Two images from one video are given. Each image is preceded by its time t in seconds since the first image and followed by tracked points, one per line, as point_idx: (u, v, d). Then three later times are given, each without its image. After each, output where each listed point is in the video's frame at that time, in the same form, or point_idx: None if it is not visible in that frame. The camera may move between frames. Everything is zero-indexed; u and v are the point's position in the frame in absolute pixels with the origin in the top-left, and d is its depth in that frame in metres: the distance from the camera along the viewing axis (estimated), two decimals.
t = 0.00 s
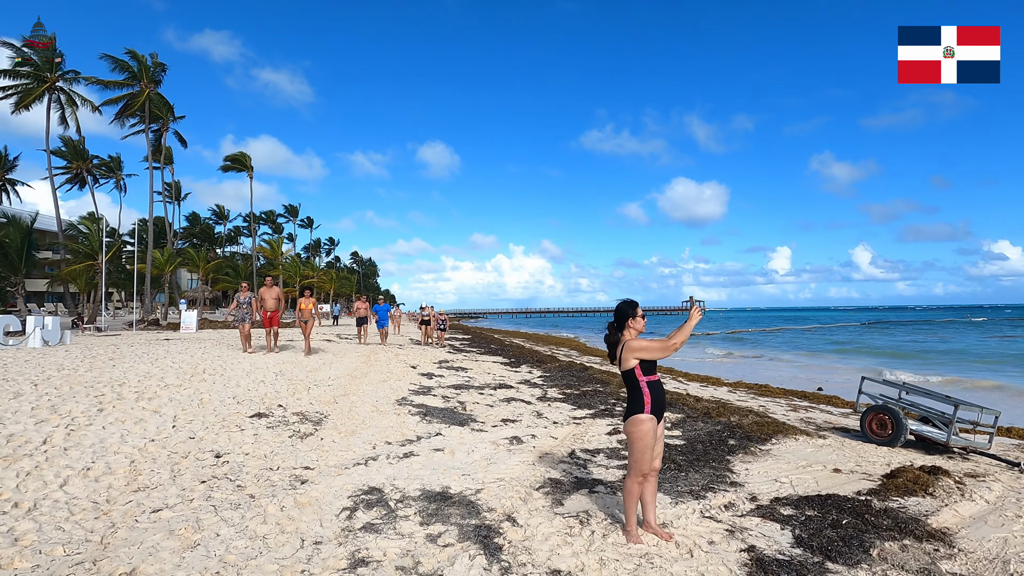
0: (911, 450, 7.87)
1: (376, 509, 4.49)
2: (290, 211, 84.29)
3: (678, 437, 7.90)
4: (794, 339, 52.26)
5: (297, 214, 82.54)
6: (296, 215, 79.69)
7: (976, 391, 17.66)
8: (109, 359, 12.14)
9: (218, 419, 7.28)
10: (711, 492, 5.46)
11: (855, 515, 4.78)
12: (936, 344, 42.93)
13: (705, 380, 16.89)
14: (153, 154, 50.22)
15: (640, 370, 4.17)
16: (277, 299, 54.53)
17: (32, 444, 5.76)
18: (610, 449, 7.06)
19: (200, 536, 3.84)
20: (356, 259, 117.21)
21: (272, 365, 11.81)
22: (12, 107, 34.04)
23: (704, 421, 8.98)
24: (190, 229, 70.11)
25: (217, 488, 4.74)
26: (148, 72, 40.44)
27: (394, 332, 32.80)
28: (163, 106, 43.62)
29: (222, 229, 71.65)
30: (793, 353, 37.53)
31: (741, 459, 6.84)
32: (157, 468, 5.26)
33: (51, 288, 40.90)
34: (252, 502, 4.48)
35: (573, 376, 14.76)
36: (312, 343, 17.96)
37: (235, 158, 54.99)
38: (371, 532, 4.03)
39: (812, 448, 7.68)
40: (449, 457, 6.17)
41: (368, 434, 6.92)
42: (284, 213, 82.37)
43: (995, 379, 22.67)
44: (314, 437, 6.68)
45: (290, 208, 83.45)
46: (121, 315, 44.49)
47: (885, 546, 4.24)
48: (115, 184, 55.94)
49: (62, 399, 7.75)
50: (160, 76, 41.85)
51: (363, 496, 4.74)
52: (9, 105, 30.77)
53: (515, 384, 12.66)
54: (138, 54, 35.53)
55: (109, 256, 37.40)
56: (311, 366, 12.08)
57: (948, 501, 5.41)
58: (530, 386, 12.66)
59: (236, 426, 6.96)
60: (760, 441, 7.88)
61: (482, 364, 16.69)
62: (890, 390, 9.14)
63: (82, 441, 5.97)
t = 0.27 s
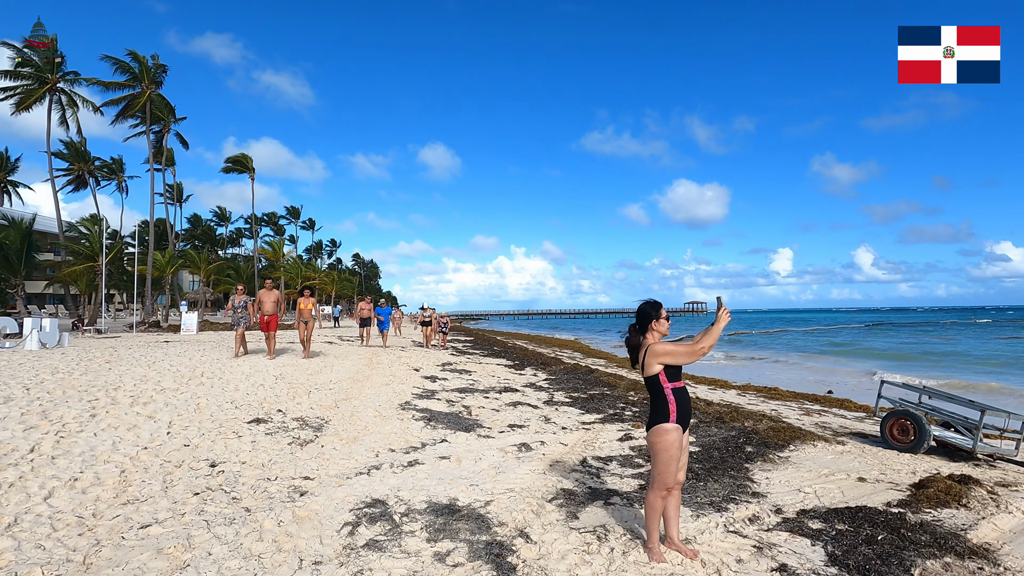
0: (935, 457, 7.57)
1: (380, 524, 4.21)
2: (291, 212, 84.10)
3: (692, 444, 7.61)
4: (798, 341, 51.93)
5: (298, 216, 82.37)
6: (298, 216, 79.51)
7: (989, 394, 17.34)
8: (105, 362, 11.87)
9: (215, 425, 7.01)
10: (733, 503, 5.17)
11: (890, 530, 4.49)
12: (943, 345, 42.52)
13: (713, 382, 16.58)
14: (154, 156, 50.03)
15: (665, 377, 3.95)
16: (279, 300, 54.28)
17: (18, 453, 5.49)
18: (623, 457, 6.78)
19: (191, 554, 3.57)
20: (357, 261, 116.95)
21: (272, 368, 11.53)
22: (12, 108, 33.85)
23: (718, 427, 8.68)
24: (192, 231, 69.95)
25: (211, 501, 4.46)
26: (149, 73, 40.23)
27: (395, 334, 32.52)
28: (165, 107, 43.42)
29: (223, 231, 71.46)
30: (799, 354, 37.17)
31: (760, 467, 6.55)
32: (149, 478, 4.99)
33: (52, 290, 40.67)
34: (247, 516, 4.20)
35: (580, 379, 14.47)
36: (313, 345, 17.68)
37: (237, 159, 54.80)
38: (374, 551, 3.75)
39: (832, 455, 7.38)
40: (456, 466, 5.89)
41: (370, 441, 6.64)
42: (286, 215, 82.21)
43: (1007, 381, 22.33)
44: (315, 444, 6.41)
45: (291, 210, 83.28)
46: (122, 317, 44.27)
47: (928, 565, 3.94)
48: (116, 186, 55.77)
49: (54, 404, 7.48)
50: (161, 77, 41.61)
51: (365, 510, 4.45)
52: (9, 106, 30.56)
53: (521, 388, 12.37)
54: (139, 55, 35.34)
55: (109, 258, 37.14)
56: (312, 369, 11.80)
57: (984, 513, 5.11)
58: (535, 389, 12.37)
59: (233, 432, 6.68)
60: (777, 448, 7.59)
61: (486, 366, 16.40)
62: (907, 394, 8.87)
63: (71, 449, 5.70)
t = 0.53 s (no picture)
0: (962, 461, 7.27)
1: (387, 536, 3.90)
2: (291, 211, 83.74)
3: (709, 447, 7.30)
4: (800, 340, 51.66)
5: (298, 215, 82.02)
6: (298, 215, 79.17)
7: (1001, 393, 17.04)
8: (99, 361, 11.54)
9: (211, 427, 6.69)
10: (761, 513, 4.87)
11: (935, 543, 4.19)
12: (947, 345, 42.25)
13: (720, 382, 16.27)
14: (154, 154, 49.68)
15: (698, 379, 3.69)
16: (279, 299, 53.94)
17: (3, 458, 5.18)
18: (639, 461, 6.48)
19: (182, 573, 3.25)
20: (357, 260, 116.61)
21: (271, 368, 11.20)
22: (10, 105, 33.49)
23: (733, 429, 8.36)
24: (191, 230, 69.59)
25: (206, 511, 4.16)
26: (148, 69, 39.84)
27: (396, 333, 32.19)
28: (164, 105, 43.07)
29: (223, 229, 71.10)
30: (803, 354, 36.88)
31: (783, 472, 6.24)
32: (139, 485, 4.68)
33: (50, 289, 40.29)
34: (245, 528, 3.90)
35: (585, 379, 14.15)
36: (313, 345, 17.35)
37: (236, 157, 54.44)
38: (382, 567, 3.45)
39: (856, 459, 7.07)
40: (465, 471, 5.58)
41: (374, 445, 6.33)
42: (285, 213, 81.89)
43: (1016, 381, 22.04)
44: (316, 448, 6.10)
45: (291, 209, 82.92)
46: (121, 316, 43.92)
47: None
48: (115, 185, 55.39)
49: (44, 405, 7.16)
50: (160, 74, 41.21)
51: (371, 521, 4.14)
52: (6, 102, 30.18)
53: (527, 388, 12.06)
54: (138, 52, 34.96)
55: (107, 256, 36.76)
56: (312, 369, 11.47)
57: None
58: (542, 389, 12.06)
59: (231, 435, 6.37)
60: (797, 451, 7.29)
61: (490, 366, 16.08)
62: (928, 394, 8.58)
63: (60, 453, 5.39)
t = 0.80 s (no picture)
0: (985, 469, 7.02)
1: (393, 559, 3.63)
2: (289, 211, 83.37)
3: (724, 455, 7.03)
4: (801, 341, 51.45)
5: (296, 215, 81.69)
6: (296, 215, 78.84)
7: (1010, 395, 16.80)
8: (92, 364, 11.23)
9: (205, 436, 6.40)
10: (787, 528, 4.62)
11: (976, 564, 3.93)
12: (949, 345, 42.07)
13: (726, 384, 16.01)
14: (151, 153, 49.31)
15: (729, 391, 3.46)
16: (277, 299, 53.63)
17: None
18: (653, 471, 6.22)
19: None
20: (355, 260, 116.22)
21: (268, 371, 10.91)
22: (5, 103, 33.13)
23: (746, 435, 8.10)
24: (189, 230, 69.21)
25: (199, 530, 3.89)
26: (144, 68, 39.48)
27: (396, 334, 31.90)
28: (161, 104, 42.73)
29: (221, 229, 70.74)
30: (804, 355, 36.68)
31: (803, 482, 5.98)
32: (128, 501, 4.39)
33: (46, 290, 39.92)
34: (240, 551, 3.62)
35: (590, 382, 13.89)
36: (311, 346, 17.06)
37: (235, 157, 54.12)
38: None
39: (876, 468, 6.82)
40: (473, 483, 5.31)
41: (376, 454, 6.05)
42: (284, 213, 81.55)
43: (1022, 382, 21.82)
44: (315, 458, 5.82)
45: (289, 208, 82.58)
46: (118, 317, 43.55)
47: None
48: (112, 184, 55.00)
49: (32, 412, 6.87)
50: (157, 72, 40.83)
51: (376, 541, 3.88)
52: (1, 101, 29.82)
53: (531, 392, 11.78)
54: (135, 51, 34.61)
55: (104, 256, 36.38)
56: (311, 373, 11.18)
57: None
58: (546, 393, 11.78)
59: (226, 444, 6.08)
60: (814, 459, 7.03)
61: (492, 368, 15.80)
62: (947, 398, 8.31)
63: (45, 465, 5.11)
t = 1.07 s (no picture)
0: (1008, 474, 6.74)
1: None
2: (285, 209, 82.75)
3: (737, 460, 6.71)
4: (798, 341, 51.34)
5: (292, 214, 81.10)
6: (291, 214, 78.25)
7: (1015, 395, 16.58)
8: (77, 365, 10.82)
9: (190, 441, 6.03)
10: (815, 541, 4.31)
11: None
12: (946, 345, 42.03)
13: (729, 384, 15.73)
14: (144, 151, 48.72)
15: (763, 395, 3.13)
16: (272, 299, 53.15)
17: None
18: (665, 477, 5.90)
19: None
20: (351, 259, 115.63)
21: (260, 372, 10.54)
22: None
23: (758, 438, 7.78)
24: (182, 229, 68.53)
25: (179, 547, 3.55)
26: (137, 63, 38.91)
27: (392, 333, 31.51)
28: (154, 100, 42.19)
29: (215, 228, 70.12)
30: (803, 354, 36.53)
31: (824, 489, 5.68)
32: (102, 513, 4.03)
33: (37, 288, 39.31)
34: (223, 571, 3.28)
35: (591, 382, 13.57)
36: (306, 346, 16.67)
37: (229, 155, 53.59)
38: None
39: (897, 473, 6.52)
40: (477, 492, 4.98)
41: (372, 460, 5.70)
42: (279, 212, 80.95)
43: None
44: (308, 465, 5.47)
45: (285, 207, 81.95)
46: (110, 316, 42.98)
47: None
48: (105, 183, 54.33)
49: (8, 415, 6.48)
50: (149, 68, 40.28)
51: (373, 558, 3.54)
52: None
53: (532, 392, 11.45)
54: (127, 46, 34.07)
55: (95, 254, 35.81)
56: (305, 373, 10.82)
57: None
58: (547, 394, 11.45)
59: (214, 450, 5.72)
60: (832, 464, 6.72)
61: (491, 368, 15.45)
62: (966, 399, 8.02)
63: (17, 473, 4.74)
